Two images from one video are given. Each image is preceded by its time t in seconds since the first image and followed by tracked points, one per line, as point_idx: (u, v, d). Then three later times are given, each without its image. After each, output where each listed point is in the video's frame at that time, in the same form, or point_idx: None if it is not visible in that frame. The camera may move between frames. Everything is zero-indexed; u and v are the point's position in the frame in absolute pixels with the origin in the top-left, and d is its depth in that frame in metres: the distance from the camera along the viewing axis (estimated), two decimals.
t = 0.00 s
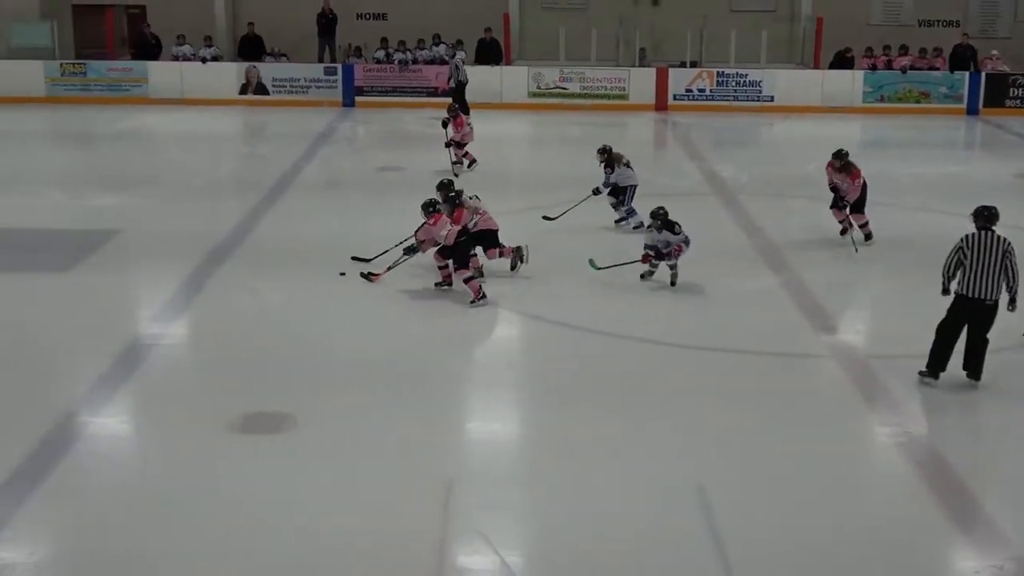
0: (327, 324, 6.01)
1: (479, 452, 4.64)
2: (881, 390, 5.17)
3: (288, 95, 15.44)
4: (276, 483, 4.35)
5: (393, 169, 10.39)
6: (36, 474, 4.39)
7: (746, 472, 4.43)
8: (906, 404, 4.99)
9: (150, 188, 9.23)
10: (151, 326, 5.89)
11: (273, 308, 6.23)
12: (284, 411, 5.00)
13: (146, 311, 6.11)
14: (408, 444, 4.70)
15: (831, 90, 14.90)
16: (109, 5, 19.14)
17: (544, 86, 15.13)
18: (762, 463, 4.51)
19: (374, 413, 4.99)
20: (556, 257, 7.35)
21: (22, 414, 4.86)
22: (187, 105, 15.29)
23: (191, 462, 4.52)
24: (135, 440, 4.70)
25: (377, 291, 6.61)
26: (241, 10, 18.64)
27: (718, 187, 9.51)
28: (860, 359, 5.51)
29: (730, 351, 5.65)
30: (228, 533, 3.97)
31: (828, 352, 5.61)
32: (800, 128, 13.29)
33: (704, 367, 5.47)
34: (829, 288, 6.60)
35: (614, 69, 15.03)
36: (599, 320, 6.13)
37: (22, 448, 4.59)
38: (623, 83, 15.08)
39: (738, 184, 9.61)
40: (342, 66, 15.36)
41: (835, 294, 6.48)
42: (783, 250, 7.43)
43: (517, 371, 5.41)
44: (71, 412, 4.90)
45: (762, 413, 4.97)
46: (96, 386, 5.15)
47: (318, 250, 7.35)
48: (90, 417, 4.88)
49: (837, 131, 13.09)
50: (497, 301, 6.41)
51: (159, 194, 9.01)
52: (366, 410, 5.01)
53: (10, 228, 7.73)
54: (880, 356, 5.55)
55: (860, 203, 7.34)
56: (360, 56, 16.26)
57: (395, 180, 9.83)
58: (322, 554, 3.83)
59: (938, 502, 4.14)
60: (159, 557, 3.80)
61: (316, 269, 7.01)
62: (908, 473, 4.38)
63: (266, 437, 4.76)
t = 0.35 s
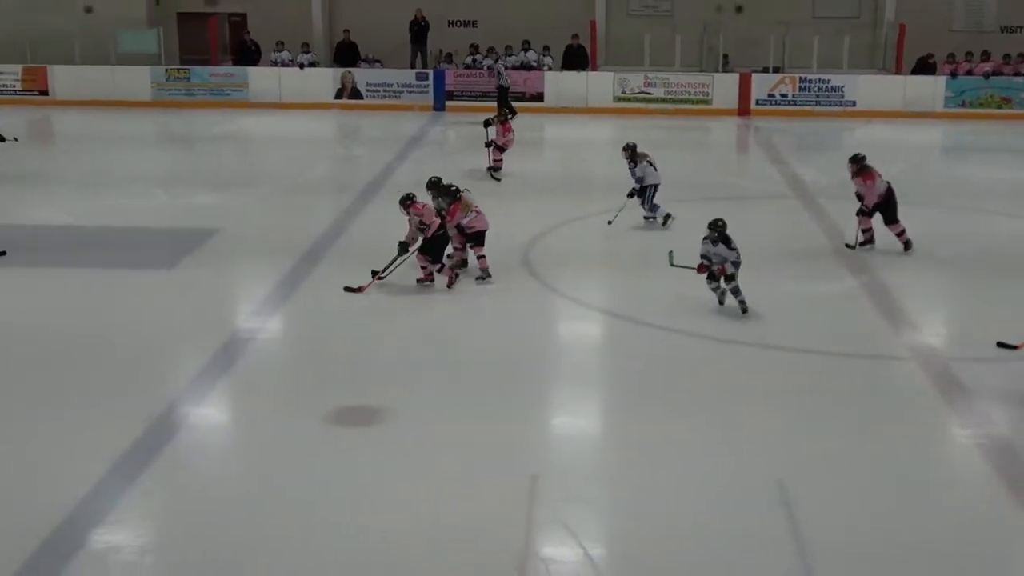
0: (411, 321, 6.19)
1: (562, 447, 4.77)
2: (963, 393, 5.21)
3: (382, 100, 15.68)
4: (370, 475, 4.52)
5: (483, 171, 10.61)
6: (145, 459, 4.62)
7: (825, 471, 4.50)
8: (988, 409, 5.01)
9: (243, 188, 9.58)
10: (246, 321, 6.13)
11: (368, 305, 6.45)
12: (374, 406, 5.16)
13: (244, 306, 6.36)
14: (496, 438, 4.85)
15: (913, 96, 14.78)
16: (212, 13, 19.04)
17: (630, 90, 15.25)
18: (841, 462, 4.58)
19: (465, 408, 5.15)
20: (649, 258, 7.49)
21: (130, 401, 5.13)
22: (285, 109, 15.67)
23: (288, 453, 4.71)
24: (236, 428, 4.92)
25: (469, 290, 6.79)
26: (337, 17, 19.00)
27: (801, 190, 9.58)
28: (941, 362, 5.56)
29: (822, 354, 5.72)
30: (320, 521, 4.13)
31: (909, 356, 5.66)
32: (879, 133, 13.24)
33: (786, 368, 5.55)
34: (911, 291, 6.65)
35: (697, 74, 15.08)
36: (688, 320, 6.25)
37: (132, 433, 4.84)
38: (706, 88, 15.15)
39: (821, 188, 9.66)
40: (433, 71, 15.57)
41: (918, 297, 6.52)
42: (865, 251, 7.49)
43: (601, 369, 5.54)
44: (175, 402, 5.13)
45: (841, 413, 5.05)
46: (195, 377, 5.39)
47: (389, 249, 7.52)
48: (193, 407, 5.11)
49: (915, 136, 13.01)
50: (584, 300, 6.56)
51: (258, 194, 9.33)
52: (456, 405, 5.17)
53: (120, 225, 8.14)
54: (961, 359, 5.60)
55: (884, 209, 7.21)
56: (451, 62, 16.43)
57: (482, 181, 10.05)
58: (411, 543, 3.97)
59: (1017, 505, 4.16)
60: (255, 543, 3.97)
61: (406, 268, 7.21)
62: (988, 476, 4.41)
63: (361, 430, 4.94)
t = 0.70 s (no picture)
0: (481, 321, 6.45)
1: (625, 441, 4.98)
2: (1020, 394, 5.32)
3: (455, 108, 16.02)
4: (441, 465, 4.76)
5: (550, 176, 10.90)
6: (233, 445, 4.92)
7: (879, 466, 4.65)
8: None
9: (315, 190, 9.99)
10: (323, 318, 6.45)
11: (441, 305, 6.73)
12: (446, 399, 5.42)
13: (321, 303, 6.70)
14: (563, 431, 5.07)
15: (969, 103, 14.74)
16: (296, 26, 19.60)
17: (693, 98, 15.51)
18: (893, 459, 4.72)
19: (533, 402, 5.39)
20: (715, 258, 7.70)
21: (218, 391, 5.45)
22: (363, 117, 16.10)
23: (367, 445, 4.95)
24: (317, 419, 5.20)
25: (538, 290, 7.04)
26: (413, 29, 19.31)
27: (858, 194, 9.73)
28: (996, 363, 5.68)
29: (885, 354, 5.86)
30: (393, 507, 4.37)
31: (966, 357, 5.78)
32: (936, 139, 13.28)
33: (845, 367, 5.72)
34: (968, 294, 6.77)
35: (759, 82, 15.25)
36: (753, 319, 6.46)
37: (221, 421, 5.15)
38: (766, 96, 15.29)
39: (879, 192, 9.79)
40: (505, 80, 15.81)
41: (977, 301, 6.64)
42: (922, 256, 7.63)
43: (664, 365, 5.76)
44: (258, 396, 5.41)
45: (896, 411, 5.20)
46: (275, 370, 5.70)
47: (437, 247, 7.82)
48: (277, 398, 5.41)
49: (971, 142, 13.01)
50: (649, 298, 6.80)
51: (334, 197, 9.68)
52: (524, 399, 5.41)
53: (206, 224, 8.60)
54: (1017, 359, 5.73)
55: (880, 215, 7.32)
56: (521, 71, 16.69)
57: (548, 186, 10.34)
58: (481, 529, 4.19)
59: None
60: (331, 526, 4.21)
61: (475, 270, 7.49)
62: None
63: (435, 423, 5.18)
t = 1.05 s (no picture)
0: (538, 319, 6.87)
1: (672, 428, 5.36)
2: None
3: (515, 118, 16.38)
4: (499, 451, 5.16)
5: (601, 181, 11.35)
6: (310, 433, 5.35)
7: (905, 457, 4.97)
8: None
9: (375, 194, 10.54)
10: (388, 313, 6.91)
11: (501, 303, 7.17)
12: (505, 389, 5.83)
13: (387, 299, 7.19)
14: (614, 419, 5.47)
15: (1002, 111, 14.91)
16: (367, 41, 19.75)
17: (739, 108, 15.81)
18: (918, 450, 5.04)
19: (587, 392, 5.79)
20: (760, 258, 8.08)
21: (295, 380, 5.93)
22: (431, 127, 16.58)
23: (436, 432, 5.37)
24: (386, 407, 5.63)
25: (589, 290, 7.42)
26: (478, 45, 19.56)
27: (893, 198, 10.04)
28: None
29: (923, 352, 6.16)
30: (453, 491, 4.77)
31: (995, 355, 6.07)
32: (972, 148, 13.45)
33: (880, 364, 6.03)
34: (1000, 295, 7.05)
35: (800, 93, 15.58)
36: (794, 314, 6.82)
37: (299, 407, 5.62)
38: (809, 107, 15.58)
39: (915, 197, 10.08)
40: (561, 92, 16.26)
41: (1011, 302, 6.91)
42: (956, 258, 7.91)
43: (711, 358, 6.15)
44: (333, 387, 5.85)
45: (926, 405, 5.51)
46: (344, 362, 6.15)
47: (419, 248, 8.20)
48: (349, 387, 5.86)
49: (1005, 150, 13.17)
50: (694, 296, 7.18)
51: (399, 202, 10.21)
52: (578, 390, 5.81)
53: (279, 224, 9.19)
54: None
55: (851, 219, 7.61)
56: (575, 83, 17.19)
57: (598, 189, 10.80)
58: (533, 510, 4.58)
59: None
60: (396, 508, 4.61)
61: (531, 269, 7.96)
62: None
63: (495, 411, 5.59)
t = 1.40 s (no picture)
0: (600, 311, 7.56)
1: (726, 407, 6.01)
2: None
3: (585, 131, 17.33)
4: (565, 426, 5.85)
5: (662, 188, 12.09)
6: (399, 412, 6.05)
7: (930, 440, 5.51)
8: None
9: (457, 202, 11.51)
10: (466, 308, 7.67)
11: (569, 297, 7.88)
12: (575, 373, 6.53)
13: (470, 293, 8.02)
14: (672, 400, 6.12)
15: None
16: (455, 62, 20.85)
17: (786, 123, 16.32)
18: (942, 433, 5.58)
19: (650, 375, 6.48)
20: (803, 257, 8.69)
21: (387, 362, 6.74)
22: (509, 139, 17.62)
23: (513, 411, 6.04)
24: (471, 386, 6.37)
25: (646, 285, 8.11)
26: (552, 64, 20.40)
27: (931, 205, 10.53)
28: None
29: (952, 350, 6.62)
30: (525, 461, 5.42)
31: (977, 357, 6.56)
32: (1005, 159, 13.74)
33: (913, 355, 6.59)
34: None
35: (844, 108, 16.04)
36: (833, 308, 7.43)
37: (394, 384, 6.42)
38: (853, 121, 16.01)
39: (953, 204, 10.54)
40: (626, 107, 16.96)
41: None
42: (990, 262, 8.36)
43: (762, 346, 6.80)
44: (419, 371, 6.58)
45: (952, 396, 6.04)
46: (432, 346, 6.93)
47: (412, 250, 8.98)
48: (434, 370, 6.60)
49: None
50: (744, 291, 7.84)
51: (478, 207, 11.14)
52: (641, 374, 6.49)
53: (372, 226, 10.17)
54: None
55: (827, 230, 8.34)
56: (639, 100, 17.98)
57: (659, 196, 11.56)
58: (593, 474, 5.25)
59: None
60: (476, 471, 5.31)
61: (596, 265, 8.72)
62: None
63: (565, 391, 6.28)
